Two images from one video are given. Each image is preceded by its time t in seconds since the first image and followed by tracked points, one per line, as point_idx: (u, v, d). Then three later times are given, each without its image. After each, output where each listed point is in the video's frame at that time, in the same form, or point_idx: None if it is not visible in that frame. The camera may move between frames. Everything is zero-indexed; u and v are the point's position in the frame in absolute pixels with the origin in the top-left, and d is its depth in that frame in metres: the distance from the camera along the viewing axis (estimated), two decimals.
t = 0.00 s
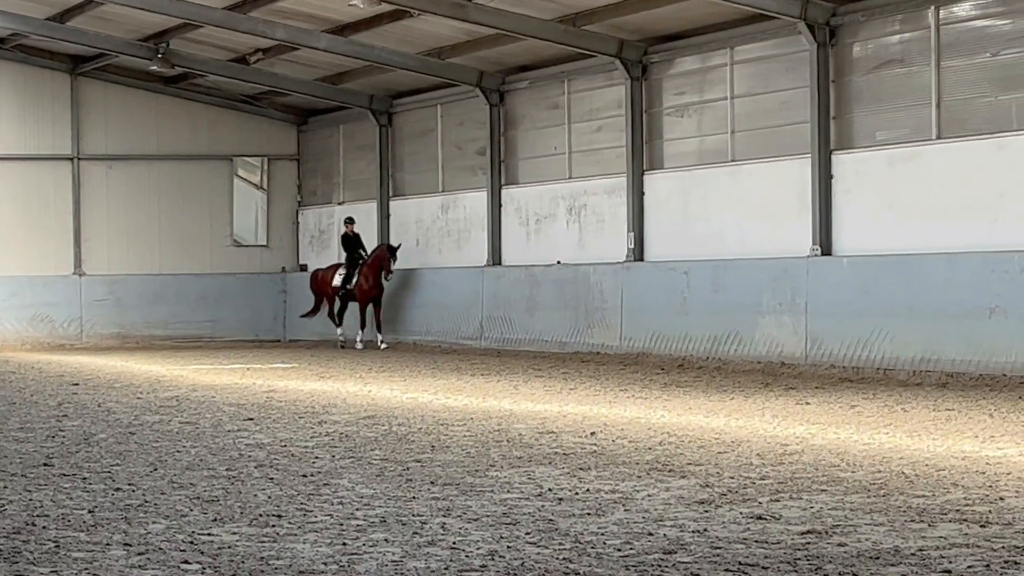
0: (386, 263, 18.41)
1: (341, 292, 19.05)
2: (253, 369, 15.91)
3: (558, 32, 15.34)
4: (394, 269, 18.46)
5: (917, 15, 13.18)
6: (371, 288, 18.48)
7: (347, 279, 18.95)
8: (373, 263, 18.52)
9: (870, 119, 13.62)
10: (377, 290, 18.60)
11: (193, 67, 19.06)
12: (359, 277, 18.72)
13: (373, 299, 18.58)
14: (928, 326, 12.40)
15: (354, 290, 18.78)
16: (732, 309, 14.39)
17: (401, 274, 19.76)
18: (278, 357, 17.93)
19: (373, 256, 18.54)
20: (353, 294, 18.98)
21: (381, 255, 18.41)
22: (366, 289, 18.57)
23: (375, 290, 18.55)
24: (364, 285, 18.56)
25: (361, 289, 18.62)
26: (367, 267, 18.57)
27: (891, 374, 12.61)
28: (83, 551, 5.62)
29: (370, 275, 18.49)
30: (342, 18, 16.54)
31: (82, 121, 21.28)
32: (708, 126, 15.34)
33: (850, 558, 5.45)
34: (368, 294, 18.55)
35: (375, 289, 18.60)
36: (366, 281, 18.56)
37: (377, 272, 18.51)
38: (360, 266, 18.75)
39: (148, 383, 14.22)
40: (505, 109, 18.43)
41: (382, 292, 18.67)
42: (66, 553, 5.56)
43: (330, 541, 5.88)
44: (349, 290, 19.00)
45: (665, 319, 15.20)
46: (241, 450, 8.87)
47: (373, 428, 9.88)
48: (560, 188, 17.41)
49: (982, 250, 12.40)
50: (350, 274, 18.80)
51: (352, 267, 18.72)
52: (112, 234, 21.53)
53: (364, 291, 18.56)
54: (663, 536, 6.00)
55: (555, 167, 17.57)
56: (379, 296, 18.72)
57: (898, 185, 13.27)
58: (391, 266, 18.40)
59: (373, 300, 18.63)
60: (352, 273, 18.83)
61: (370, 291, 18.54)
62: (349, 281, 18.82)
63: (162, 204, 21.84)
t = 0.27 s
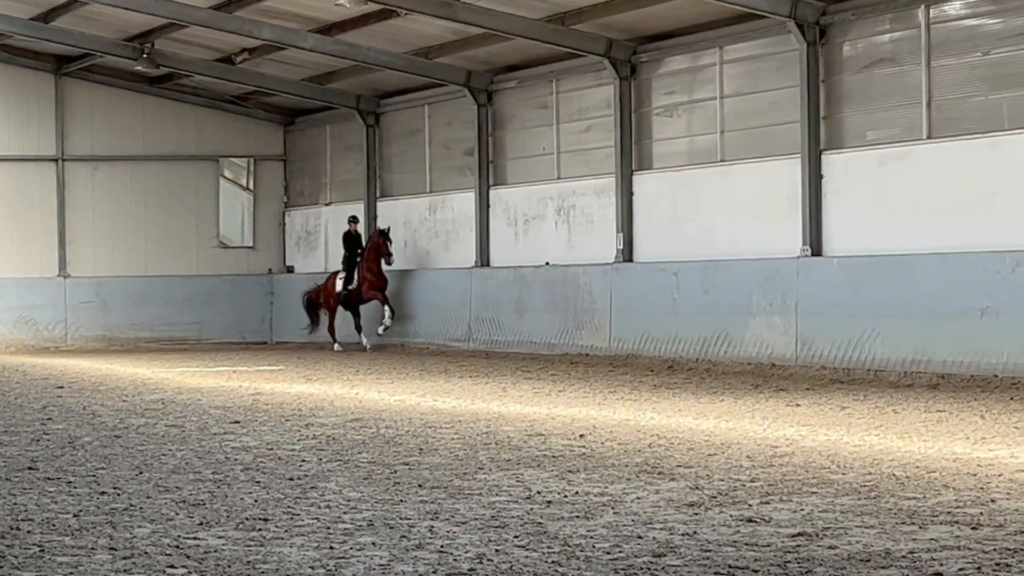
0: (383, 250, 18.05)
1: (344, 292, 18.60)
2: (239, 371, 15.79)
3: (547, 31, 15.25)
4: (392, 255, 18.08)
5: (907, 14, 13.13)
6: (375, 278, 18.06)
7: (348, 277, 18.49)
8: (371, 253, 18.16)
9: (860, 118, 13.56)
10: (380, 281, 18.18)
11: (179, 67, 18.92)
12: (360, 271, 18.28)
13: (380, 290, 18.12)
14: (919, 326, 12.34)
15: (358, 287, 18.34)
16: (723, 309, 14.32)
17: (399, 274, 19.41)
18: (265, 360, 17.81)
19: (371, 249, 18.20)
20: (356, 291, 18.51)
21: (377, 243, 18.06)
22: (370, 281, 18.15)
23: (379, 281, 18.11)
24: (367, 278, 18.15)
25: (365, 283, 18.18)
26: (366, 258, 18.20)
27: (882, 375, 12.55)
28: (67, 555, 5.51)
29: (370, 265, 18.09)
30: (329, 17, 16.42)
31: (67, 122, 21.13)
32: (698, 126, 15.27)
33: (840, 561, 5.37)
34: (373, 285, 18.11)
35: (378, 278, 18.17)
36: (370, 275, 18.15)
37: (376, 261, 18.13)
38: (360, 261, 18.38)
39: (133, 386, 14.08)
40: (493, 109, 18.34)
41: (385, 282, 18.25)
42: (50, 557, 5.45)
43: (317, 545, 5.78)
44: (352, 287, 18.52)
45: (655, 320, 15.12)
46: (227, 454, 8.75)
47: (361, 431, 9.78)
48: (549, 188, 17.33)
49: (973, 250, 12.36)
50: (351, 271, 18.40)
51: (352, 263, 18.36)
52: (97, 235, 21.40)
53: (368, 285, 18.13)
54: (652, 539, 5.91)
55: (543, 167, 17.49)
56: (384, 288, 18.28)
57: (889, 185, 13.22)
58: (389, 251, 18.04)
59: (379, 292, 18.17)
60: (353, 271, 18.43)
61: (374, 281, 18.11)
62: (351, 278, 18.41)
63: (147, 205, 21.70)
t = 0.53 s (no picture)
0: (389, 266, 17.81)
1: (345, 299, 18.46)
2: (225, 373, 15.71)
3: (533, 31, 15.21)
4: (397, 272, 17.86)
5: (895, 14, 13.11)
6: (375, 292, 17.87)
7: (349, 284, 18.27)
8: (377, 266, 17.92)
9: (848, 118, 13.54)
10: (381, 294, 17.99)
11: (164, 67, 18.82)
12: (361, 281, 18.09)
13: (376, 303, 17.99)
14: (908, 326, 12.33)
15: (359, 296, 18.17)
16: (711, 310, 14.29)
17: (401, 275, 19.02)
18: (251, 362, 17.72)
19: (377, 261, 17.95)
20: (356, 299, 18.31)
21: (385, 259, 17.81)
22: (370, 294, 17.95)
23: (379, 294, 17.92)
24: (367, 290, 17.95)
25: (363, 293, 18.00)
26: (371, 271, 17.97)
27: (871, 376, 12.54)
28: (53, 559, 5.44)
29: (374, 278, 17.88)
30: (315, 17, 16.35)
31: (52, 123, 21.03)
32: (685, 126, 15.24)
33: (829, 562, 5.33)
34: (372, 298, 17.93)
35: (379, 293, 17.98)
36: (370, 287, 17.94)
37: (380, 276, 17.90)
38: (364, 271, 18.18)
39: (118, 388, 14.00)
40: (480, 109, 18.28)
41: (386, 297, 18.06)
42: (35, 561, 5.39)
43: (304, 547, 5.72)
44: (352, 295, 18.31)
45: (643, 321, 15.08)
46: (214, 456, 8.68)
47: (348, 433, 9.71)
48: (536, 189, 17.28)
49: (962, 250, 12.34)
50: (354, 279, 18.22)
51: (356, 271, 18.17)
52: (83, 237, 21.29)
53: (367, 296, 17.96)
54: (640, 540, 5.86)
55: (530, 168, 17.44)
56: (384, 302, 18.11)
57: (877, 185, 13.20)
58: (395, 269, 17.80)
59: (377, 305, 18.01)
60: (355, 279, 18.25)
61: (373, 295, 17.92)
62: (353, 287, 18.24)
63: (133, 206, 21.60)
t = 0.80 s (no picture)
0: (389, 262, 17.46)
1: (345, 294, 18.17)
2: (211, 375, 15.64)
3: (520, 31, 15.18)
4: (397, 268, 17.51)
5: (883, 13, 13.11)
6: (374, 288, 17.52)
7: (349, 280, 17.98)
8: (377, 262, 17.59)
9: (835, 118, 13.54)
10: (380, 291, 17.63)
11: (150, 68, 18.74)
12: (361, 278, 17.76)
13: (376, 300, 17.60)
14: (896, 326, 12.32)
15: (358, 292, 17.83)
16: (699, 310, 14.27)
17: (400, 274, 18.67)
18: (238, 364, 17.65)
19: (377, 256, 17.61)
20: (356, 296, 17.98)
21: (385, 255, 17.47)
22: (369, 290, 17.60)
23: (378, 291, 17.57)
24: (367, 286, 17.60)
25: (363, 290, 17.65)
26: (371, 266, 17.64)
27: (859, 375, 12.53)
28: (40, 561, 5.39)
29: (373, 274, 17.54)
30: (301, 17, 16.29)
31: (37, 123, 20.93)
32: (673, 126, 15.22)
33: (817, 562, 5.31)
34: (371, 294, 17.57)
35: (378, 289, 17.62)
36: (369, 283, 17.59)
37: (380, 271, 17.55)
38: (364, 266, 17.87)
39: (104, 390, 13.92)
40: (467, 109, 18.24)
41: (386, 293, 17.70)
42: (22, 563, 5.34)
43: (291, 549, 5.68)
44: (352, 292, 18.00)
45: (630, 321, 15.05)
46: (200, 458, 8.63)
47: (334, 434, 9.67)
48: (523, 189, 17.25)
49: (949, 250, 12.35)
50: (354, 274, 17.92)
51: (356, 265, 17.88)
52: (68, 237, 21.20)
53: (367, 292, 17.60)
54: (627, 541, 5.84)
55: (517, 168, 17.41)
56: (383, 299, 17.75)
57: (865, 185, 13.19)
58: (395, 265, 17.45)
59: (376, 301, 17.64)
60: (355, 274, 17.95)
61: (372, 291, 17.56)
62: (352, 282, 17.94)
63: (119, 207, 21.52)
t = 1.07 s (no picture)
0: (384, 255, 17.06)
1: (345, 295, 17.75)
2: (195, 376, 15.45)
3: (507, 27, 15.04)
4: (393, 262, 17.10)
5: (873, 9, 13.01)
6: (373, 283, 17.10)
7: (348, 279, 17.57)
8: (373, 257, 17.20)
9: (826, 115, 13.43)
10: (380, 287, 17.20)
11: (132, 66, 18.54)
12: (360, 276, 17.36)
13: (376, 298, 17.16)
14: (889, 325, 12.21)
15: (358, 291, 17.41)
16: (689, 310, 14.15)
17: (400, 274, 18.22)
18: (222, 364, 17.47)
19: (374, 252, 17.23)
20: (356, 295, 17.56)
21: (380, 249, 17.10)
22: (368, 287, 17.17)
23: (377, 286, 17.14)
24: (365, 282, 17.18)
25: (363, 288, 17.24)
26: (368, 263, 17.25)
27: (851, 375, 12.42)
28: (18, 566, 5.23)
29: (370, 269, 17.13)
30: (285, 14, 16.12)
31: (18, 122, 20.71)
32: (661, 124, 15.10)
33: (809, 565, 5.17)
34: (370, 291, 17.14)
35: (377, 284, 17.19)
36: (368, 280, 17.17)
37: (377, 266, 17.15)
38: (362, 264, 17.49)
39: (85, 391, 13.73)
40: (453, 107, 18.09)
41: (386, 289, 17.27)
42: None
43: (276, 553, 5.53)
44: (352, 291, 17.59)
45: (619, 321, 14.93)
46: (184, 461, 8.46)
47: (320, 436, 9.51)
48: (511, 187, 17.11)
49: (942, 248, 12.25)
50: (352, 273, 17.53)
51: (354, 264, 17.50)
52: (49, 237, 20.95)
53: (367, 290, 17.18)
54: (617, 544, 5.70)
55: (504, 166, 17.27)
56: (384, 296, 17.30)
57: (856, 183, 13.09)
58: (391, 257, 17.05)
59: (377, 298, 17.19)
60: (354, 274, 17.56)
61: (371, 287, 17.14)
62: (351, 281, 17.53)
63: (101, 207, 21.30)
